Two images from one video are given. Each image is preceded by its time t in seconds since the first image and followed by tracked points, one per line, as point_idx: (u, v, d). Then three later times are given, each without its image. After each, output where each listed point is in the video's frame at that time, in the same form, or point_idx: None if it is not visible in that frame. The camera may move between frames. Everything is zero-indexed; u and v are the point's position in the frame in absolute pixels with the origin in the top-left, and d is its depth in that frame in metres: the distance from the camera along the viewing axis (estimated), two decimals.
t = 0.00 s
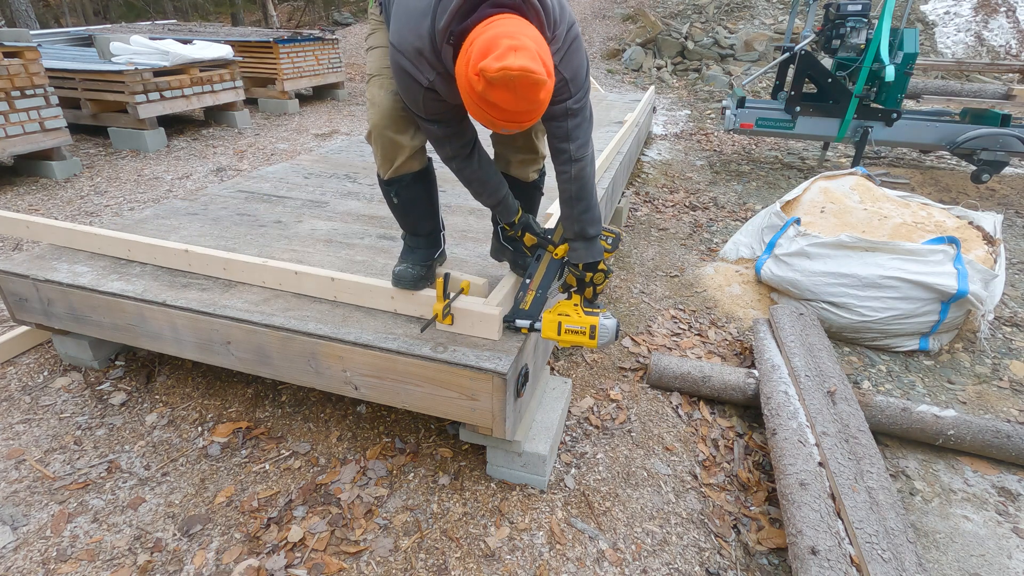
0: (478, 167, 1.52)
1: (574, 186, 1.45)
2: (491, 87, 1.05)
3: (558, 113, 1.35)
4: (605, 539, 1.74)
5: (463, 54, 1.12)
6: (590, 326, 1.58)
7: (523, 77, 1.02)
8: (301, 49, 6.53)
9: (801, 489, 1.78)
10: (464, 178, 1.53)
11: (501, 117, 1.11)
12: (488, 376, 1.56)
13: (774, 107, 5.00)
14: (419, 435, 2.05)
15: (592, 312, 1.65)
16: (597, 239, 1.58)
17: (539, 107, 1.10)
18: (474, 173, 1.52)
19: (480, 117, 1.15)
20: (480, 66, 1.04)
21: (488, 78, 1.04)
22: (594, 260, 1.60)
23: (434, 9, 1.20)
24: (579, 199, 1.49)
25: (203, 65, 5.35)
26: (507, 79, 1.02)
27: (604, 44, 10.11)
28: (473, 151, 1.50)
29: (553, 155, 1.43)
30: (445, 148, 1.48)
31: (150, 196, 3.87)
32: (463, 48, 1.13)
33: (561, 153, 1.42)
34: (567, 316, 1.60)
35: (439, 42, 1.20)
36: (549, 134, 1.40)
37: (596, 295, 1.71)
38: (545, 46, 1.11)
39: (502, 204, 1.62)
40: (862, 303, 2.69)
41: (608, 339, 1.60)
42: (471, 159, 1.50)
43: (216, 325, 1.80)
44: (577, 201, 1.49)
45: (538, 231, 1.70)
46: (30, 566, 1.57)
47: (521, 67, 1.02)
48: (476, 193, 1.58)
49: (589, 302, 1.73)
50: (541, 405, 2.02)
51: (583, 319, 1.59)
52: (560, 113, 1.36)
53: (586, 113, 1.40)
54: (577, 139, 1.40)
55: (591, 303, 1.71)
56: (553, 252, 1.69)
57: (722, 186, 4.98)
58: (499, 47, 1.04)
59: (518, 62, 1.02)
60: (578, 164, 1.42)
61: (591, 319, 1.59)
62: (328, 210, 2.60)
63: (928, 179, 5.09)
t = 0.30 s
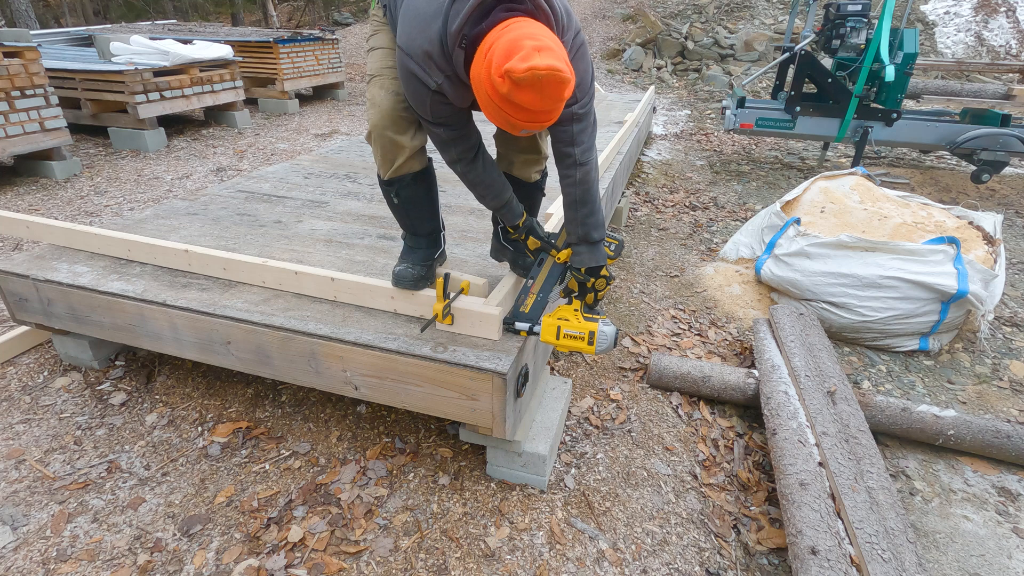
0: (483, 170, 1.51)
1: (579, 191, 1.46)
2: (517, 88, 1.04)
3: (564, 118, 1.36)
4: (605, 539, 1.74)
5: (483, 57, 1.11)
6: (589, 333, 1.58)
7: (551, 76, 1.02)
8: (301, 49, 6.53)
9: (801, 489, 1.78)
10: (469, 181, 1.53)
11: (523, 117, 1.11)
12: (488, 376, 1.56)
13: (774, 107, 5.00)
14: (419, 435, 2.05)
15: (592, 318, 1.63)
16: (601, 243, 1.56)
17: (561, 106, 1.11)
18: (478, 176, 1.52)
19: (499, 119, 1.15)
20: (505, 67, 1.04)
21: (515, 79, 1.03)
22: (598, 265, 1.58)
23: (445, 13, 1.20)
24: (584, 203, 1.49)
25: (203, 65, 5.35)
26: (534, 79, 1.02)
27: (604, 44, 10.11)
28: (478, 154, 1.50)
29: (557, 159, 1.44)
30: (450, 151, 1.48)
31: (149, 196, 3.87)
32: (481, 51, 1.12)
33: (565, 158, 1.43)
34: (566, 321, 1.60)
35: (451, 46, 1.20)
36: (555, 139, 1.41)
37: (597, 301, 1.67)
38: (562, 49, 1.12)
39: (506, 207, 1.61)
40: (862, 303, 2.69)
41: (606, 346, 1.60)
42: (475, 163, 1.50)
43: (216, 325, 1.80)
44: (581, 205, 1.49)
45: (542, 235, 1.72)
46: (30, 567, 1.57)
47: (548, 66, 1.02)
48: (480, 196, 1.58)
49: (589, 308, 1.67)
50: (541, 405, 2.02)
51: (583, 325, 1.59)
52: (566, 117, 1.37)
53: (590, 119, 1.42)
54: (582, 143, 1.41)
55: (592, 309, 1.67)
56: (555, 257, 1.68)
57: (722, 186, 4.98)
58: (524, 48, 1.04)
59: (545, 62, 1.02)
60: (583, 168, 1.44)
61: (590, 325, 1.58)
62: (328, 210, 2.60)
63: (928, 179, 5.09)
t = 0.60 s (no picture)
0: (485, 171, 1.51)
1: (579, 194, 1.47)
2: (526, 95, 1.04)
3: (567, 122, 1.37)
4: (605, 539, 1.74)
5: (492, 61, 1.11)
6: (585, 334, 1.57)
7: (561, 85, 1.03)
8: (301, 49, 6.53)
9: (801, 490, 1.78)
10: (472, 182, 1.53)
11: (531, 123, 1.11)
12: (488, 376, 1.56)
13: (774, 107, 5.00)
14: (419, 435, 2.05)
15: (588, 321, 1.63)
16: (599, 246, 1.56)
17: (567, 115, 1.11)
18: (481, 177, 1.52)
19: (506, 124, 1.15)
20: (515, 75, 1.04)
21: (525, 87, 1.03)
22: (595, 268, 1.58)
23: (452, 16, 1.20)
24: (583, 207, 1.48)
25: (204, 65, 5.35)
26: (544, 87, 1.02)
27: (604, 44, 10.11)
28: (480, 156, 1.50)
29: (557, 161, 1.44)
30: (452, 152, 1.48)
31: (149, 196, 3.87)
32: (490, 55, 1.12)
33: (566, 161, 1.43)
34: (563, 322, 1.59)
35: (457, 49, 1.20)
36: (556, 142, 1.41)
37: (593, 305, 1.67)
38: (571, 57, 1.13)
39: (508, 207, 1.61)
40: (862, 303, 2.69)
41: (601, 349, 1.59)
42: (478, 165, 1.50)
43: (216, 325, 1.80)
44: (580, 208, 1.48)
45: (542, 235, 1.72)
46: (30, 566, 1.57)
47: (558, 76, 1.02)
48: (483, 196, 1.57)
49: (586, 311, 1.68)
50: (541, 405, 2.02)
51: (579, 327, 1.58)
52: (567, 120, 1.37)
53: (591, 123, 1.42)
54: (583, 147, 1.41)
55: (588, 312, 1.68)
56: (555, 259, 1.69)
57: (722, 186, 4.98)
58: (535, 56, 1.04)
59: (556, 71, 1.02)
60: (584, 172, 1.44)
61: (587, 327, 1.58)
62: (328, 210, 2.60)
63: (928, 179, 5.09)
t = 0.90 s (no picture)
0: (483, 170, 1.51)
1: (574, 193, 1.47)
2: (523, 90, 1.04)
3: (564, 119, 1.36)
4: (605, 539, 1.74)
5: (489, 56, 1.11)
6: (583, 334, 1.57)
7: (557, 81, 1.03)
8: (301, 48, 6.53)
9: (801, 490, 1.78)
10: (470, 181, 1.52)
11: (528, 119, 1.11)
12: (488, 376, 1.56)
13: (774, 107, 5.00)
14: (419, 435, 2.05)
15: (587, 320, 1.63)
16: (593, 245, 1.59)
17: (564, 110, 1.11)
18: (480, 175, 1.51)
19: (502, 119, 1.15)
20: (512, 70, 1.04)
21: (521, 82, 1.03)
22: (590, 267, 1.61)
23: (450, 11, 1.20)
24: (578, 205, 1.49)
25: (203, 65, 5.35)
26: (541, 82, 1.02)
27: (604, 44, 10.11)
28: (478, 155, 1.50)
29: (555, 160, 1.44)
30: (451, 151, 1.47)
31: (149, 196, 3.87)
32: (487, 50, 1.12)
33: (562, 160, 1.43)
34: (561, 322, 1.59)
35: (454, 45, 1.20)
36: (552, 140, 1.41)
37: (591, 303, 1.70)
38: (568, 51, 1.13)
39: (508, 205, 1.61)
40: (862, 303, 2.69)
41: (599, 348, 1.59)
42: (476, 163, 1.50)
43: (215, 325, 1.80)
44: (576, 207, 1.49)
45: (542, 233, 1.70)
46: (30, 567, 1.57)
47: (555, 71, 1.02)
48: (482, 195, 1.56)
49: (584, 310, 1.71)
50: (541, 405, 2.02)
51: (577, 326, 1.58)
52: (564, 119, 1.37)
53: (588, 123, 1.43)
54: (579, 146, 1.42)
55: (586, 311, 1.69)
56: (553, 258, 1.67)
57: (722, 186, 4.98)
58: (531, 50, 1.04)
59: (552, 66, 1.02)
60: (579, 171, 1.44)
61: (585, 327, 1.58)
62: (328, 210, 2.60)
63: (928, 179, 5.09)
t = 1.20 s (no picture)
0: (481, 169, 1.51)
1: (571, 193, 1.47)
2: (514, 90, 1.04)
3: (560, 119, 1.37)
4: (605, 539, 1.74)
5: (481, 56, 1.11)
6: (583, 333, 1.57)
7: (549, 81, 1.03)
8: (301, 49, 6.53)
9: (801, 489, 1.78)
10: (468, 181, 1.52)
11: (520, 119, 1.11)
12: (488, 376, 1.56)
13: (774, 107, 5.00)
14: (419, 435, 2.05)
15: (587, 319, 1.63)
16: (592, 244, 1.58)
17: (557, 111, 1.11)
18: (477, 175, 1.51)
19: (495, 119, 1.15)
20: (503, 70, 1.04)
21: (512, 82, 1.03)
22: (589, 267, 1.60)
23: (445, 11, 1.20)
24: (575, 206, 1.49)
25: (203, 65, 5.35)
26: (532, 82, 1.02)
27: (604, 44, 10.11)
28: (475, 155, 1.50)
29: (552, 160, 1.44)
30: (448, 151, 1.47)
31: (149, 196, 3.87)
32: (480, 50, 1.12)
33: (558, 160, 1.44)
34: (561, 321, 1.60)
35: (449, 45, 1.20)
36: (549, 140, 1.41)
37: (591, 303, 1.68)
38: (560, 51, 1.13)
39: (506, 205, 1.61)
40: (862, 303, 2.69)
41: (600, 347, 1.59)
42: (474, 163, 1.50)
43: (215, 325, 1.80)
44: (573, 207, 1.49)
45: (541, 233, 1.70)
46: (30, 566, 1.57)
47: (546, 71, 1.02)
48: (480, 194, 1.56)
49: (584, 309, 1.70)
50: (541, 405, 2.02)
51: (577, 325, 1.58)
52: (561, 119, 1.37)
53: (585, 123, 1.43)
54: (576, 146, 1.42)
55: (587, 311, 1.68)
56: (553, 257, 1.66)
57: (722, 186, 4.98)
58: (523, 51, 1.04)
59: (543, 66, 1.02)
60: (576, 171, 1.45)
61: (585, 326, 1.58)
62: (328, 210, 2.60)
63: (929, 179, 5.08)
